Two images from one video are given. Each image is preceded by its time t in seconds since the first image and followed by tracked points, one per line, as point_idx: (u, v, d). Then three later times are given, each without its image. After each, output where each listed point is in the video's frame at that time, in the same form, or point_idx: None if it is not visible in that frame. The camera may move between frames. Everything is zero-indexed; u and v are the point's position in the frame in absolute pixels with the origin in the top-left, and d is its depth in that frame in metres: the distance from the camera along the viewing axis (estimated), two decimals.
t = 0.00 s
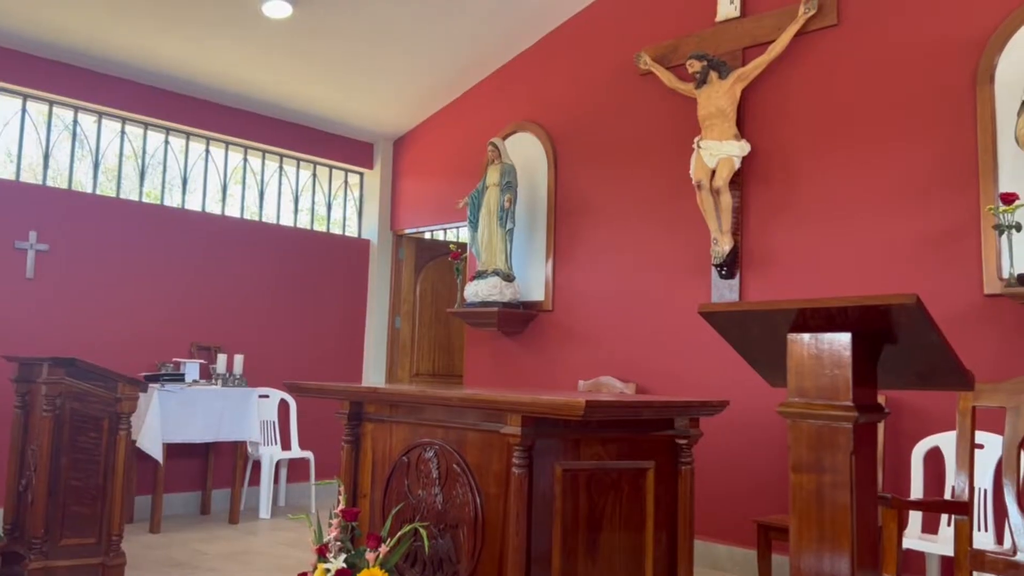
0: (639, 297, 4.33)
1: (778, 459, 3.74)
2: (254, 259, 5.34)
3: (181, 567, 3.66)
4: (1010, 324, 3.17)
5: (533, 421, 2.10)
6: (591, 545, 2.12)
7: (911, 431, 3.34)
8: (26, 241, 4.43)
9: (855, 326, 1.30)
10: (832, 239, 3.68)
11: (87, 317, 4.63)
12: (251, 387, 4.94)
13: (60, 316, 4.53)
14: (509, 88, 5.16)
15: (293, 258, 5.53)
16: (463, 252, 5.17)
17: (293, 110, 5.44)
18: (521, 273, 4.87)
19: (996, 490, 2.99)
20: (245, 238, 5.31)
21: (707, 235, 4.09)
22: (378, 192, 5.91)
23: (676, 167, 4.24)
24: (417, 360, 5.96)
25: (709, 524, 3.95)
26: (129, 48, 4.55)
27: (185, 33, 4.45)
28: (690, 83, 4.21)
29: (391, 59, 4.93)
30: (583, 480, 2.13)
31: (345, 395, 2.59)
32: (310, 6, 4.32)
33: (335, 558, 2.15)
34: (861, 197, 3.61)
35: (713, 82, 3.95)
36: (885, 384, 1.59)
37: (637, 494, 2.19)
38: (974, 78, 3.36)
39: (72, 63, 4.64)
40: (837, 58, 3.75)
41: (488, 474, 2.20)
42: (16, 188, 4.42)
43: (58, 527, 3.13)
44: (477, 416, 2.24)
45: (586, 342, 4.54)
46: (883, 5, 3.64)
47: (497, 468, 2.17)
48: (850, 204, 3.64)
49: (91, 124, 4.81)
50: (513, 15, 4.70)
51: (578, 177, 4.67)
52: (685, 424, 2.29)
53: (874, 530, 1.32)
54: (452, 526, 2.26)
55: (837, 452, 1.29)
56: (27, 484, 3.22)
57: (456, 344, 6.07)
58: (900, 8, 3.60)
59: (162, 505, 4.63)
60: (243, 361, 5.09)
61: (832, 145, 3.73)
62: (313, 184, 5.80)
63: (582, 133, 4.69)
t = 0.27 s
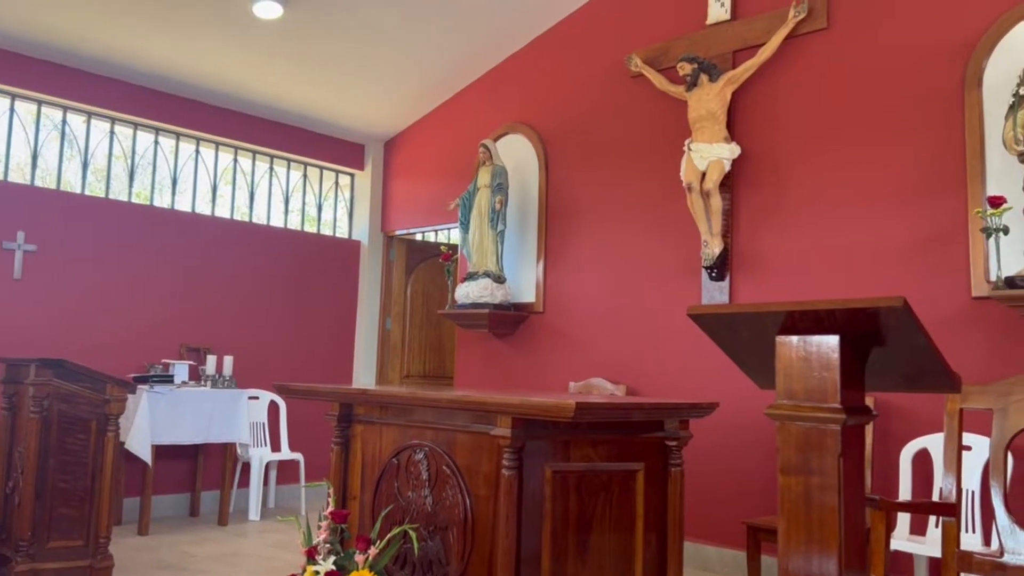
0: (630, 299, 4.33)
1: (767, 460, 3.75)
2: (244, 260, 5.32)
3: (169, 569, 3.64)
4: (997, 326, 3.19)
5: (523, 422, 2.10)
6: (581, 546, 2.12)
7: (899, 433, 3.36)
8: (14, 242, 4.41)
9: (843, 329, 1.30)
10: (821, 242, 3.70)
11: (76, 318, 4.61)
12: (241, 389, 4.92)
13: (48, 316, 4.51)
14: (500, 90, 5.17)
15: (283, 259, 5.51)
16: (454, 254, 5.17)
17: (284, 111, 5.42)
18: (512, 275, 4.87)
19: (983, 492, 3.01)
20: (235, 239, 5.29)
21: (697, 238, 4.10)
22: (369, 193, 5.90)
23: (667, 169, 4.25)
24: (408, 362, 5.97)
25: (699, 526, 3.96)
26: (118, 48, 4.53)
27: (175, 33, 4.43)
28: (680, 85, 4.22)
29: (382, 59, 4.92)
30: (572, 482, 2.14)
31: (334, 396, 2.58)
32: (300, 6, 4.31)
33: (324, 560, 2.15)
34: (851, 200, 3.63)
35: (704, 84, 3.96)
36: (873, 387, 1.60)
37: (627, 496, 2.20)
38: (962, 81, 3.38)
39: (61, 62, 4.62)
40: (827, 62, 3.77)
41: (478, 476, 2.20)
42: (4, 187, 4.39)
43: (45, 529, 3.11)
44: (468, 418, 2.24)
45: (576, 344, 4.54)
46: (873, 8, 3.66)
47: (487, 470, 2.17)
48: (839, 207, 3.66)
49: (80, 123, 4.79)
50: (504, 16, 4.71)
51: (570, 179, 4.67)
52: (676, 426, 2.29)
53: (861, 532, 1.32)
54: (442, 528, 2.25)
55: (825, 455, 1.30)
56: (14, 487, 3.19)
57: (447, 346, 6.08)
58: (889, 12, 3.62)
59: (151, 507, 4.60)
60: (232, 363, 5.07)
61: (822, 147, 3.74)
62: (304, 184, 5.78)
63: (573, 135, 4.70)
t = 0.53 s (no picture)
0: (620, 301, 4.34)
1: (756, 462, 3.76)
2: (234, 260, 5.30)
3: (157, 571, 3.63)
4: (984, 329, 3.21)
5: (513, 424, 2.10)
6: (570, 548, 2.12)
7: (887, 435, 3.37)
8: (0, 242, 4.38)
9: (830, 331, 1.31)
10: (810, 245, 3.71)
11: (63, 318, 4.58)
12: (230, 390, 4.91)
13: (35, 317, 4.48)
14: (490, 91, 5.16)
15: (272, 260, 5.49)
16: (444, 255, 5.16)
17: (273, 111, 5.41)
18: (502, 277, 4.87)
19: (970, 494, 3.02)
20: (224, 240, 5.27)
21: (686, 240, 4.11)
22: (359, 194, 5.90)
23: (657, 172, 4.26)
24: (398, 363, 5.97)
25: (688, 527, 3.97)
26: (106, 47, 4.51)
27: (164, 33, 4.41)
28: (670, 87, 4.23)
29: (372, 60, 4.91)
30: (562, 483, 2.14)
31: (323, 398, 2.57)
32: (290, 6, 4.29)
33: (312, 562, 2.14)
34: (839, 203, 3.65)
35: (694, 87, 3.98)
36: (861, 389, 1.61)
37: (617, 498, 2.20)
38: (950, 86, 3.40)
39: (49, 61, 4.59)
40: (816, 65, 3.79)
41: (467, 478, 2.19)
42: None
43: (31, 532, 3.09)
44: (457, 420, 2.24)
45: (566, 345, 4.54)
46: (862, 12, 3.68)
47: (476, 472, 2.17)
48: (828, 210, 3.68)
49: (68, 123, 4.76)
50: (495, 18, 4.71)
51: (560, 180, 4.68)
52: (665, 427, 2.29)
53: (849, 533, 1.32)
54: (431, 530, 2.25)
55: (813, 456, 1.30)
56: None
57: (437, 348, 6.08)
58: (877, 16, 3.64)
59: (138, 509, 4.58)
60: (221, 364, 5.05)
61: (811, 150, 3.76)
62: (293, 185, 5.76)
63: (563, 136, 4.70)
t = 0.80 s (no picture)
0: (606, 304, 4.35)
1: (741, 464, 3.77)
2: (218, 262, 5.28)
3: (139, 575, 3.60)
4: (966, 333, 3.23)
5: (498, 427, 2.10)
6: (555, 551, 2.12)
7: (871, 438, 3.39)
8: None
9: (813, 335, 1.31)
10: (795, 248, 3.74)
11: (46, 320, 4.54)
12: (214, 393, 4.88)
13: (17, 318, 4.43)
14: (478, 94, 5.17)
15: (258, 262, 5.47)
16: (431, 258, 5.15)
17: (260, 112, 5.39)
18: (489, 279, 4.87)
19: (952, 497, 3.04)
20: (209, 241, 5.24)
21: (672, 243, 4.12)
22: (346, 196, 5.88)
23: (643, 175, 4.27)
24: (384, 365, 5.94)
25: (673, 530, 3.98)
26: (91, 47, 4.47)
27: (149, 32, 4.38)
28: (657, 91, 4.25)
29: (359, 61, 4.90)
30: (547, 487, 2.14)
31: (308, 400, 2.56)
32: (276, 7, 4.28)
33: (296, 566, 2.13)
34: (823, 207, 3.67)
35: (680, 91, 4.00)
36: (844, 392, 1.62)
37: (602, 501, 2.20)
38: (933, 91, 3.43)
39: (32, 60, 4.55)
40: (802, 70, 3.81)
41: (453, 481, 2.19)
42: None
43: (12, 535, 3.06)
44: (442, 423, 2.24)
45: (552, 348, 4.55)
46: (847, 17, 3.71)
47: (461, 475, 2.16)
48: (813, 213, 3.70)
49: (51, 123, 4.72)
50: (483, 20, 4.71)
51: (547, 183, 4.69)
52: (649, 431, 2.31)
53: (832, 536, 1.33)
54: (416, 533, 2.25)
55: (796, 460, 1.31)
56: None
57: (423, 350, 6.05)
58: (862, 21, 3.66)
59: (121, 512, 4.54)
60: (205, 366, 5.02)
61: (796, 154, 3.78)
62: (279, 186, 5.74)
63: (550, 139, 4.71)
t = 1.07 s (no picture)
0: (560, 313, 4.37)
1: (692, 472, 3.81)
2: (167, 268, 5.18)
3: None
4: (908, 343, 3.32)
5: (450, 437, 2.10)
6: (507, 560, 2.14)
7: (817, 446, 3.45)
8: None
9: (756, 347, 1.35)
10: (745, 260, 3.80)
11: None
12: (161, 402, 4.78)
13: None
14: (434, 101, 5.16)
15: (208, 269, 5.38)
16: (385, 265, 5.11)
17: (211, 116, 5.31)
18: (444, 288, 4.86)
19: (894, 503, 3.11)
20: (158, 247, 5.14)
21: (626, 253, 4.16)
22: (299, 202, 5.82)
23: (597, 185, 4.31)
24: (337, 375, 5.86)
25: (624, 538, 4.00)
26: (36, 45, 4.36)
27: (98, 33, 4.29)
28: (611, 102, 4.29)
29: (314, 66, 4.86)
30: (498, 496, 2.15)
31: (256, 410, 2.53)
32: (229, 10, 4.22)
33: None
34: (772, 219, 3.74)
35: (635, 103, 4.05)
36: (788, 404, 1.65)
37: (554, 509, 2.24)
38: (877, 108, 3.52)
39: None
40: (752, 84, 3.88)
41: (403, 492, 2.18)
42: None
43: None
44: (392, 433, 2.22)
45: (506, 357, 4.55)
46: (796, 33, 3.79)
47: (412, 486, 2.15)
48: (762, 225, 3.77)
49: None
50: (439, 28, 4.71)
51: (502, 192, 4.70)
52: (601, 440, 2.37)
53: (774, 544, 1.35)
54: (365, 544, 2.23)
55: (739, 470, 1.33)
56: None
57: (377, 358, 6.02)
58: (810, 38, 3.75)
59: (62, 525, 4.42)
60: (152, 374, 4.92)
61: (747, 167, 3.85)
62: (231, 192, 5.66)
63: (505, 148, 4.73)
